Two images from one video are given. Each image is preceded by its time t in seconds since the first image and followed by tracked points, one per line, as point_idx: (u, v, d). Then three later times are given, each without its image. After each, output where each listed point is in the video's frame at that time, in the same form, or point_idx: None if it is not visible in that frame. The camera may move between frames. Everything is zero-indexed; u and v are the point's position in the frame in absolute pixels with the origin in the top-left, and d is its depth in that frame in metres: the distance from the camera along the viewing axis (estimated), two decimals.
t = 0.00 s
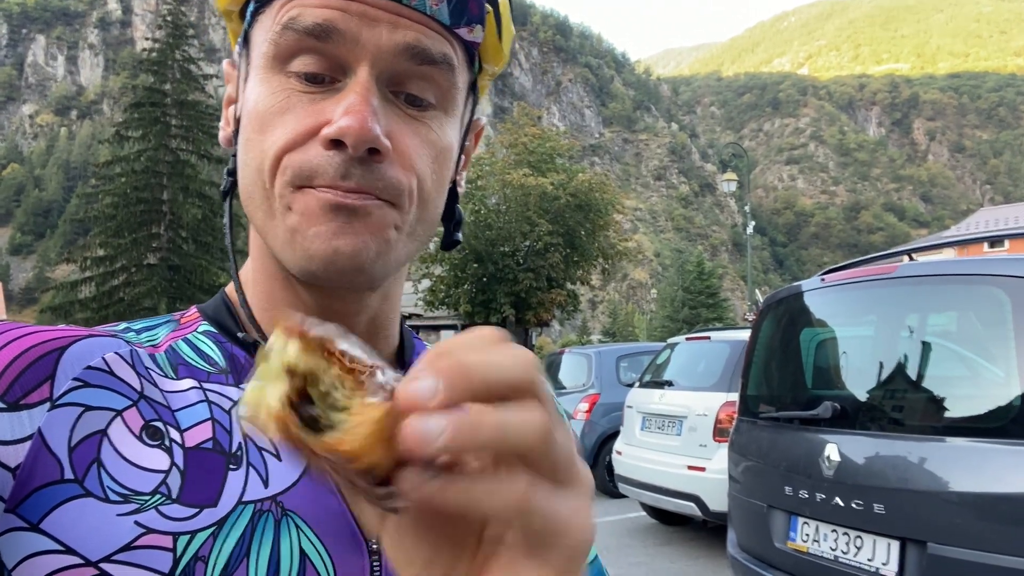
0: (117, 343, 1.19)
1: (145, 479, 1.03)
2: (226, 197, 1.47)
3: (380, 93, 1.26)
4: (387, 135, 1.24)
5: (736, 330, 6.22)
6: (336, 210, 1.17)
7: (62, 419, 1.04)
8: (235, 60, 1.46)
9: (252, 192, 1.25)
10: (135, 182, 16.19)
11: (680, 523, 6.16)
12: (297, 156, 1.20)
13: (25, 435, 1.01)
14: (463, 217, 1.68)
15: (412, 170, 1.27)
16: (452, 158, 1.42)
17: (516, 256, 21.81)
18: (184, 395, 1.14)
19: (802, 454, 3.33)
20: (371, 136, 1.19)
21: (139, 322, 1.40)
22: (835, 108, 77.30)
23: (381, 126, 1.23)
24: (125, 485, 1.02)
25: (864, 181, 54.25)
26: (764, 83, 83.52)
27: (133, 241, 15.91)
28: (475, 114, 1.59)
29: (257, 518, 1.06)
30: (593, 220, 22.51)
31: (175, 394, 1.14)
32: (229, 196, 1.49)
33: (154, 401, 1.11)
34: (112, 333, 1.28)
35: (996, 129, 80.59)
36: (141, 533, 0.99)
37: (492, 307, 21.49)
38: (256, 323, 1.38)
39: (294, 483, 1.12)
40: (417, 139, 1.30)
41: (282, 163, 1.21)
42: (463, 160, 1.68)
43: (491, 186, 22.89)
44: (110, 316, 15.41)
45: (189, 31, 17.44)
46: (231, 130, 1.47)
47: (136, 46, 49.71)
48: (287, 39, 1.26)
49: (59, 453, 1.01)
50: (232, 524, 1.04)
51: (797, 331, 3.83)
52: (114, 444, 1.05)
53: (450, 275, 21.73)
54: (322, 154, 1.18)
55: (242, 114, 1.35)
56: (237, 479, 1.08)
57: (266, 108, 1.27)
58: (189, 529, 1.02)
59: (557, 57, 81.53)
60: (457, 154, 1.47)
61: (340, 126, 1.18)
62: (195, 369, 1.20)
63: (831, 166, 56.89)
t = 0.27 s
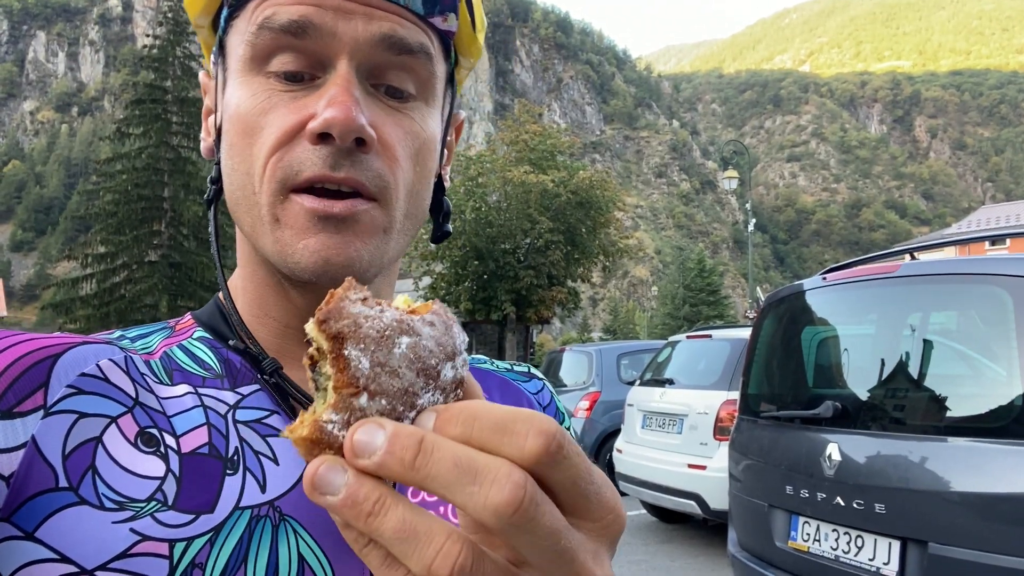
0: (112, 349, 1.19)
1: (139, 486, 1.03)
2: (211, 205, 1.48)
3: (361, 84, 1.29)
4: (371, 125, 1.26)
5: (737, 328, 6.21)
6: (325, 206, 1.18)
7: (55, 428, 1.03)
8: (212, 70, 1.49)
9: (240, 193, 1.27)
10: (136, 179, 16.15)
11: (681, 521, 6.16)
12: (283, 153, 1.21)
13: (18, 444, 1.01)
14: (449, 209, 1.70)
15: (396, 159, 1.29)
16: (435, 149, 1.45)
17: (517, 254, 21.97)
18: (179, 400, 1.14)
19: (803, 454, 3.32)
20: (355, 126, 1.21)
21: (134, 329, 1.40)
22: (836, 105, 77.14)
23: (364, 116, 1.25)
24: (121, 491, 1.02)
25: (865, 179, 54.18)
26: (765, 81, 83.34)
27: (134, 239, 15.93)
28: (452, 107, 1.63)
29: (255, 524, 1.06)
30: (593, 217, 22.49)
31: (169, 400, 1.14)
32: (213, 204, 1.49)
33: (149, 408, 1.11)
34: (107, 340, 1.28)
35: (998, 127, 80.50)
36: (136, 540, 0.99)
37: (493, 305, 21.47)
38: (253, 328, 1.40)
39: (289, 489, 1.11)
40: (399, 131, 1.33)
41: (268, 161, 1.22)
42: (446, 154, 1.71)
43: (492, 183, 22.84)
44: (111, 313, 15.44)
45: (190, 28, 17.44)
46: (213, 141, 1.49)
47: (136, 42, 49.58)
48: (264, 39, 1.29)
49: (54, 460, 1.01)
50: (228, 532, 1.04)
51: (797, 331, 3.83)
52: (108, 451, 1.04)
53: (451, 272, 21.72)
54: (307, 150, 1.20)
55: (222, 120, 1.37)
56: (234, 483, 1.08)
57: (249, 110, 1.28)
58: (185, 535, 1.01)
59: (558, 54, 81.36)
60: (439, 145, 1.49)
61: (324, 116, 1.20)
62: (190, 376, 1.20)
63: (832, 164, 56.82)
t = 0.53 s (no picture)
0: (111, 343, 1.19)
1: (140, 478, 1.03)
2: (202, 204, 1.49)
3: (345, 78, 1.30)
4: (358, 117, 1.26)
5: (735, 328, 6.21)
6: (315, 201, 1.19)
7: (55, 422, 1.04)
8: (198, 71, 1.51)
9: (230, 191, 1.29)
10: (135, 178, 16.21)
11: (679, 520, 6.16)
12: (270, 151, 1.22)
13: (17, 437, 1.00)
14: (442, 200, 1.70)
15: (383, 151, 1.29)
16: (423, 139, 1.45)
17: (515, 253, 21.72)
18: (179, 394, 1.15)
19: (803, 453, 3.32)
20: (342, 118, 1.21)
21: (133, 325, 1.40)
22: (835, 106, 77.20)
23: (350, 110, 1.25)
24: (118, 485, 1.02)
25: (863, 179, 54.25)
26: (764, 81, 83.38)
27: (133, 238, 15.98)
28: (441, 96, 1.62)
29: (256, 517, 1.07)
30: (592, 217, 22.49)
31: (169, 395, 1.14)
32: (205, 203, 1.50)
33: (149, 401, 1.11)
34: (106, 335, 1.28)
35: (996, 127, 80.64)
36: (136, 534, 0.99)
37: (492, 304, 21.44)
38: (246, 319, 1.42)
39: (290, 483, 1.13)
40: (386, 122, 1.33)
41: (258, 157, 1.23)
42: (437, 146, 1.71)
43: (491, 182, 22.85)
44: (109, 312, 15.44)
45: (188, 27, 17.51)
46: (201, 141, 1.50)
47: (134, 41, 49.54)
48: (247, 37, 1.30)
49: (53, 454, 1.01)
50: (228, 525, 1.05)
51: (796, 330, 3.82)
52: (107, 443, 1.04)
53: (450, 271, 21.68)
54: (293, 146, 1.21)
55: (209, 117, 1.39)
56: (234, 477, 1.09)
57: (235, 109, 1.30)
58: (185, 529, 1.02)
59: (556, 53, 81.31)
60: (428, 136, 1.49)
61: (310, 111, 1.21)
62: (189, 370, 1.21)
63: (830, 164, 56.89)
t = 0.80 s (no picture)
0: (113, 345, 1.22)
1: (141, 481, 1.06)
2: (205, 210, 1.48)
3: (365, 80, 1.33)
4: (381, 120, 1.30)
5: (734, 326, 6.22)
6: (347, 204, 1.23)
7: (56, 423, 1.06)
8: (191, 63, 1.49)
9: (247, 189, 1.30)
10: (134, 175, 16.21)
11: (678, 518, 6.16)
12: (296, 155, 1.24)
13: (21, 439, 1.03)
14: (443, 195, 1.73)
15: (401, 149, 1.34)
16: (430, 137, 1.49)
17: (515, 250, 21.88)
18: (181, 396, 1.19)
19: (801, 451, 3.32)
20: (369, 121, 1.25)
21: (136, 327, 1.43)
22: (835, 103, 77.05)
23: (376, 112, 1.29)
24: (121, 487, 1.05)
25: (864, 176, 54.17)
26: (764, 78, 83.26)
27: (131, 234, 15.98)
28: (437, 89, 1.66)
29: (258, 520, 1.11)
30: (592, 214, 22.45)
31: (171, 396, 1.18)
32: (208, 207, 1.49)
33: (150, 403, 1.15)
34: (108, 338, 1.31)
35: (997, 125, 80.48)
36: (138, 534, 1.02)
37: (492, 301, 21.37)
38: (248, 318, 1.45)
39: (293, 485, 1.17)
40: (401, 123, 1.38)
41: (282, 161, 1.25)
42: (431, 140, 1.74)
43: (491, 179, 22.86)
44: (108, 308, 15.42)
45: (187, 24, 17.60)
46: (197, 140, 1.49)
47: (134, 37, 49.55)
48: (264, 38, 1.31)
49: (55, 456, 1.04)
50: (231, 526, 1.08)
51: (795, 328, 3.83)
52: (108, 445, 1.07)
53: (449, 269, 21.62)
54: (320, 149, 1.24)
55: (214, 113, 1.38)
56: (236, 479, 1.13)
57: (247, 110, 1.30)
58: (188, 530, 1.05)
59: (556, 51, 81.22)
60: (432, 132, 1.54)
61: (338, 114, 1.24)
62: (191, 372, 1.25)
63: (830, 161, 56.82)
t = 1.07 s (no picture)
0: (110, 343, 1.22)
1: (140, 476, 1.07)
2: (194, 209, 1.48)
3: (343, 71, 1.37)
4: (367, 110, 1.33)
5: (732, 326, 6.21)
6: (343, 192, 1.26)
7: (56, 419, 1.07)
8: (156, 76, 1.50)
9: (238, 193, 1.32)
10: (130, 175, 16.15)
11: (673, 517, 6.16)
12: (285, 154, 1.26)
13: (18, 436, 1.03)
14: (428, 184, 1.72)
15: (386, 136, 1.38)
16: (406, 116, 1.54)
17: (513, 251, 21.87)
18: (178, 393, 1.20)
19: (798, 450, 3.33)
20: (354, 115, 1.28)
21: (130, 325, 1.43)
22: (831, 104, 77.25)
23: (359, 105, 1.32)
24: (119, 482, 1.05)
25: (860, 177, 54.31)
26: (760, 79, 83.41)
27: (128, 234, 15.94)
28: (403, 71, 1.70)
29: (257, 514, 1.12)
30: (589, 214, 22.43)
31: (169, 393, 1.19)
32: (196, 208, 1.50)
33: (148, 399, 1.15)
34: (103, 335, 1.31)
35: (992, 127, 80.74)
36: (137, 530, 1.03)
37: (488, 301, 21.31)
38: (240, 317, 1.45)
39: (289, 482, 1.17)
40: (380, 109, 1.42)
41: (271, 165, 1.27)
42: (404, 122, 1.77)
43: (488, 180, 22.87)
44: (104, 308, 15.40)
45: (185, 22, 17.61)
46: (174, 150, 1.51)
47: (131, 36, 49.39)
48: (234, 42, 1.32)
49: (53, 453, 1.04)
50: (228, 522, 1.09)
51: (792, 329, 3.82)
52: (107, 441, 1.08)
53: (446, 269, 21.71)
54: (309, 146, 1.26)
55: (190, 122, 1.40)
56: (234, 475, 1.13)
57: (232, 114, 1.32)
58: (185, 527, 1.06)
59: (553, 51, 81.29)
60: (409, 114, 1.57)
61: (326, 107, 1.26)
62: (189, 369, 1.26)
63: (827, 162, 56.95)
